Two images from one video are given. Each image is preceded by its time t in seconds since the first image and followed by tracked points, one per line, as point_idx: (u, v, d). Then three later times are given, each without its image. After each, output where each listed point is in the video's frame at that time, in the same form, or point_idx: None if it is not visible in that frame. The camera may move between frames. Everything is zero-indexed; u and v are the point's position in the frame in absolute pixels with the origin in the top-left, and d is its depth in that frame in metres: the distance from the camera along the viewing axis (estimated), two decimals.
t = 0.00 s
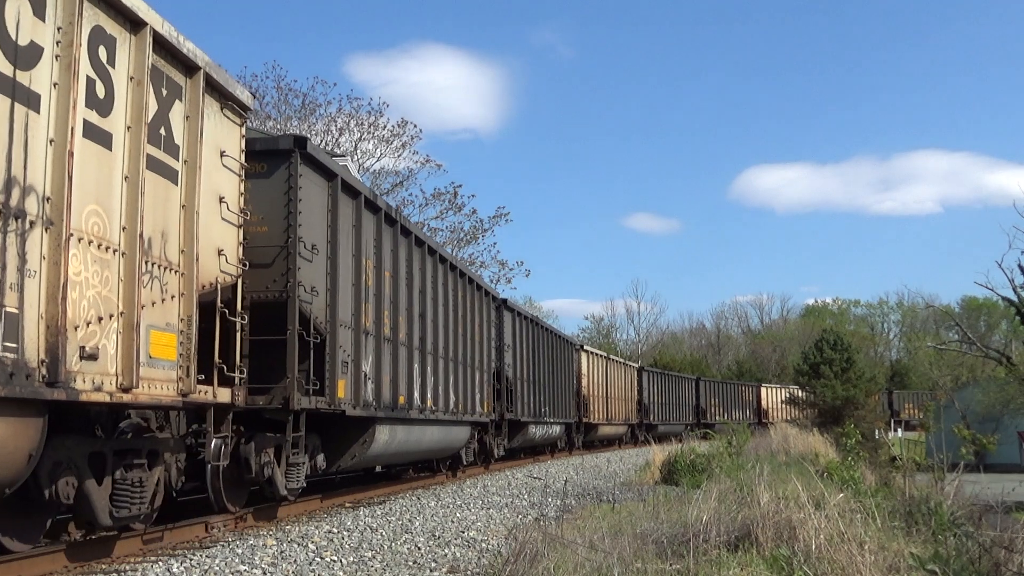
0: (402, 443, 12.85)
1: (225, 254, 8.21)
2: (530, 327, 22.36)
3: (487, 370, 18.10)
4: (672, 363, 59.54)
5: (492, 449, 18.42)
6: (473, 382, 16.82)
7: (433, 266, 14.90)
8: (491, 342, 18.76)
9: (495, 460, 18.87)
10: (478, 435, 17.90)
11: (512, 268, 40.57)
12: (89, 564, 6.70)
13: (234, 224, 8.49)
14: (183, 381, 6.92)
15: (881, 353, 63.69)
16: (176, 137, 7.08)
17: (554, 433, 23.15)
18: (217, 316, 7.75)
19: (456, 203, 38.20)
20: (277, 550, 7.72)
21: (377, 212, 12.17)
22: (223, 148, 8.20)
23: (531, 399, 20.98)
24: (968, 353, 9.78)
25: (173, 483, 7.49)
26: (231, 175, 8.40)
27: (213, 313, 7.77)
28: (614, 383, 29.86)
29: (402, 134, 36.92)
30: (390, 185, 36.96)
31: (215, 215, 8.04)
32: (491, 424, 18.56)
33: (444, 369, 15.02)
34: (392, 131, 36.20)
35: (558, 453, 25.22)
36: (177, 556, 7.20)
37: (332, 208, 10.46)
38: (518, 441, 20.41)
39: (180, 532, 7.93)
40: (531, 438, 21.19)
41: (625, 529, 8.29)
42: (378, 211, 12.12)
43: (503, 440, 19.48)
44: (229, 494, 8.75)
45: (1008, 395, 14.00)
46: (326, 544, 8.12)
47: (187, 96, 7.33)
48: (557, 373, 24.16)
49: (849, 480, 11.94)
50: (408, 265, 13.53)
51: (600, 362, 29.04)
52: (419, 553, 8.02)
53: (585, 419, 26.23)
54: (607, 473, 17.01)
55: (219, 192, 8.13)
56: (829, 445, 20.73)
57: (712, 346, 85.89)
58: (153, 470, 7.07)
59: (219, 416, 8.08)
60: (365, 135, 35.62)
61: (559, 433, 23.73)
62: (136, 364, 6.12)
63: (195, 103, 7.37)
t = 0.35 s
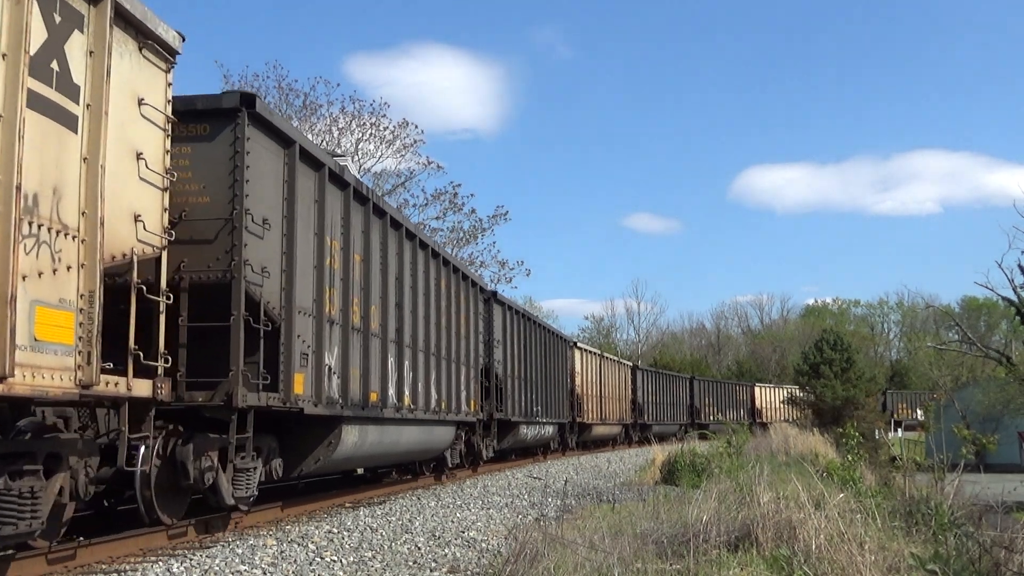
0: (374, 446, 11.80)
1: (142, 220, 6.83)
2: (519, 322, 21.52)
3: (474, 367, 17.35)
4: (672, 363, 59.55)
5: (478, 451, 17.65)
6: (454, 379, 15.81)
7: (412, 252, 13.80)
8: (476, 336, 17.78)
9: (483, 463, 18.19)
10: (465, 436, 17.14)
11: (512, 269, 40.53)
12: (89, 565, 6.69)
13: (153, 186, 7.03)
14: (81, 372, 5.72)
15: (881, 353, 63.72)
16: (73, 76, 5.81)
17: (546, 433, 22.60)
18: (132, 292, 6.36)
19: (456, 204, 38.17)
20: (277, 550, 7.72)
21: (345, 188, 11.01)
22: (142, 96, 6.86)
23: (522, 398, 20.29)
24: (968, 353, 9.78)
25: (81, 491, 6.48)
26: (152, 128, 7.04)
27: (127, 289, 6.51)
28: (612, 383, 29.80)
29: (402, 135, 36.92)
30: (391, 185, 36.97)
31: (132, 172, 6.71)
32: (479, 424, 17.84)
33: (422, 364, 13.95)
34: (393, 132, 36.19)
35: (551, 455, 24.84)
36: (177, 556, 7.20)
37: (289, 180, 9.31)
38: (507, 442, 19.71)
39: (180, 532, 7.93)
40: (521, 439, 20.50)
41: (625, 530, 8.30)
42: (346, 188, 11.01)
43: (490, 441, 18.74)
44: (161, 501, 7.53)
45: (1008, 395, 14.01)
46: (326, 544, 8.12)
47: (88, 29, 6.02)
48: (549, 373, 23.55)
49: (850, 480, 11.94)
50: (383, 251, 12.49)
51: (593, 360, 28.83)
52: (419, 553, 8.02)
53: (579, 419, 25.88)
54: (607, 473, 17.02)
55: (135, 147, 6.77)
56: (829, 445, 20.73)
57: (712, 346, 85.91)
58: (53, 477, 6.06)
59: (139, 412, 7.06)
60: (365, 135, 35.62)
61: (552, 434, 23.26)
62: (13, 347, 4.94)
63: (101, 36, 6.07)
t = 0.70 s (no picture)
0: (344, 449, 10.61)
1: (25, 169, 5.83)
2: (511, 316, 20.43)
3: (462, 364, 16.32)
4: (672, 363, 59.55)
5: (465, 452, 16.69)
6: (439, 376, 14.57)
7: (403, 243, 12.99)
8: (463, 331, 16.59)
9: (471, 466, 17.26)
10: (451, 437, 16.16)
11: (512, 269, 40.49)
12: (89, 564, 6.71)
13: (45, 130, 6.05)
14: None
15: (881, 353, 63.76)
16: None
17: (539, 434, 21.78)
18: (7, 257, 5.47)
19: (456, 204, 38.16)
20: (277, 550, 7.73)
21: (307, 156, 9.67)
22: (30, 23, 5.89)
23: (513, 397, 19.33)
24: (968, 353, 9.78)
25: None
26: (45, 62, 6.04)
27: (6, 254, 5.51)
28: (610, 382, 29.75)
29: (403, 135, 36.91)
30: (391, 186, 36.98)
31: (11, 110, 5.71)
32: (466, 424, 16.90)
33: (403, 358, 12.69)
34: (393, 132, 36.20)
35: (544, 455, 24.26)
36: (177, 556, 7.21)
37: (232, 140, 7.97)
38: (497, 443, 18.82)
39: (180, 533, 7.94)
40: (512, 440, 19.60)
41: (625, 529, 8.31)
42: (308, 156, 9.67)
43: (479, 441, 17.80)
44: (70, 514, 6.59)
45: (1008, 395, 14.02)
46: (327, 544, 8.13)
47: None
48: (542, 371, 22.70)
49: (849, 480, 11.95)
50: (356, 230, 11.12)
51: (593, 360, 28.84)
52: (420, 553, 8.02)
53: (573, 419, 25.33)
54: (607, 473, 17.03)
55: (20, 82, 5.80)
56: (829, 445, 20.74)
57: (712, 346, 85.90)
58: None
59: (25, 409, 6.01)
60: (366, 135, 35.63)
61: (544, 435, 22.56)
62: None
63: None
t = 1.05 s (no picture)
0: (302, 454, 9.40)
1: None
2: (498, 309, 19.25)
3: (446, 358, 15.21)
4: (672, 363, 59.57)
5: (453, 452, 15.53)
6: (417, 369, 13.41)
7: (401, 243, 12.94)
8: (445, 322, 15.38)
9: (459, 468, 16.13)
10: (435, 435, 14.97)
11: (512, 269, 40.47)
12: (89, 564, 6.70)
13: None
14: None
15: (880, 353, 63.79)
16: None
17: (530, 434, 20.75)
18: None
19: (456, 204, 38.17)
20: (277, 550, 7.72)
21: (253, 117, 8.41)
22: None
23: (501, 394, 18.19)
24: (968, 353, 9.78)
25: None
26: None
27: None
28: (609, 382, 29.64)
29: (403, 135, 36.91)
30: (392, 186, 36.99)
31: None
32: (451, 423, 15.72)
33: (372, 350, 11.48)
34: (393, 132, 36.21)
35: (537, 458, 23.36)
36: (177, 556, 7.19)
37: (152, 85, 6.69)
38: (485, 445, 17.66)
39: (180, 533, 7.93)
40: (502, 440, 18.47)
41: (625, 530, 8.30)
42: (255, 118, 8.41)
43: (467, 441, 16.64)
44: None
45: (1008, 395, 14.03)
46: (326, 544, 8.12)
47: None
48: (532, 368, 21.56)
49: (850, 480, 11.94)
50: (317, 206, 9.89)
51: (593, 360, 28.85)
52: (419, 553, 8.01)
53: (568, 419, 24.44)
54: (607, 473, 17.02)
55: None
56: (829, 445, 20.74)
57: (712, 346, 85.90)
58: None
59: None
60: (367, 135, 35.67)
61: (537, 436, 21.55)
62: None
63: None
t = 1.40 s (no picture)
0: (252, 454, 8.51)
1: None
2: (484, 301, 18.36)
3: (426, 353, 14.35)
4: (672, 363, 59.59)
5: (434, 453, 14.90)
6: (392, 363, 12.44)
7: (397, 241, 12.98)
8: (424, 312, 14.41)
9: (442, 470, 15.44)
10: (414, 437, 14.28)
11: (513, 269, 40.48)
12: (89, 564, 6.70)
13: None
14: None
15: (880, 353, 63.83)
16: None
17: (519, 434, 20.15)
18: None
19: (456, 204, 38.18)
20: (277, 550, 7.72)
21: (183, 63, 7.23)
22: None
23: (487, 391, 17.36)
24: (968, 353, 9.79)
25: None
26: None
27: None
28: (606, 382, 29.49)
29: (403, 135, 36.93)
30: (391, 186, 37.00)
31: None
32: (432, 422, 14.95)
33: (336, 339, 10.47)
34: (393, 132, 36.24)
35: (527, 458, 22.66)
36: (177, 556, 7.19)
37: (39, 8, 5.47)
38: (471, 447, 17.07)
39: (180, 533, 7.92)
40: (488, 439, 17.72)
41: (625, 530, 8.30)
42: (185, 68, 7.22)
43: (450, 442, 15.92)
44: None
45: (1008, 395, 14.05)
46: (326, 544, 8.11)
47: None
48: (522, 364, 20.75)
49: (850, 480, 11.95)
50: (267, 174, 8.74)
51: (593, 359, 28.86)
52: (419, 553, 8.01)
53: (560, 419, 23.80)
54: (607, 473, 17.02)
55: None
56: (829, 445, 20.74)
57: (712, 346, 85.90)
58: None
59: None
60: (367, 135, 35.69)
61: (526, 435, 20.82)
62: None
63: None
